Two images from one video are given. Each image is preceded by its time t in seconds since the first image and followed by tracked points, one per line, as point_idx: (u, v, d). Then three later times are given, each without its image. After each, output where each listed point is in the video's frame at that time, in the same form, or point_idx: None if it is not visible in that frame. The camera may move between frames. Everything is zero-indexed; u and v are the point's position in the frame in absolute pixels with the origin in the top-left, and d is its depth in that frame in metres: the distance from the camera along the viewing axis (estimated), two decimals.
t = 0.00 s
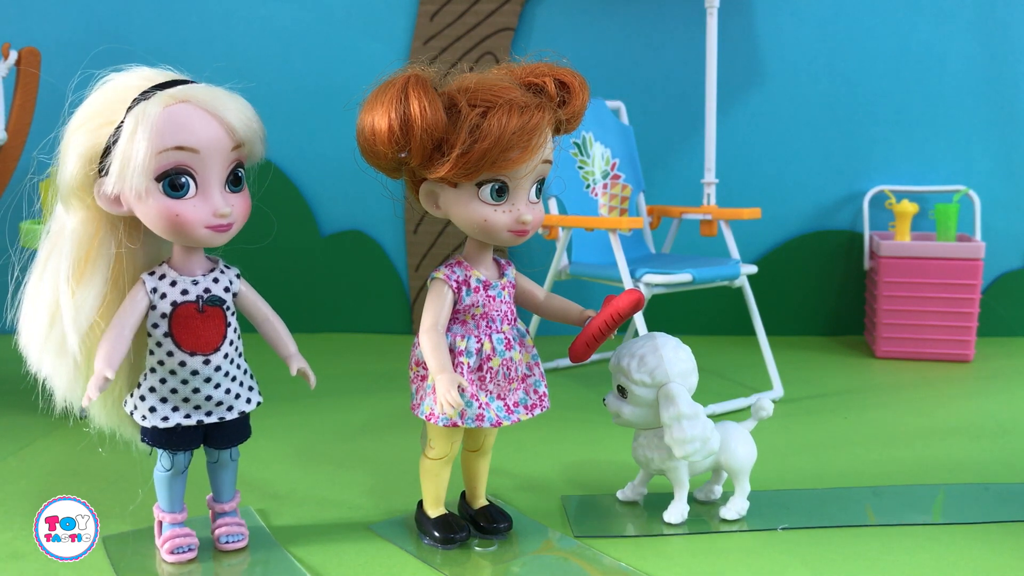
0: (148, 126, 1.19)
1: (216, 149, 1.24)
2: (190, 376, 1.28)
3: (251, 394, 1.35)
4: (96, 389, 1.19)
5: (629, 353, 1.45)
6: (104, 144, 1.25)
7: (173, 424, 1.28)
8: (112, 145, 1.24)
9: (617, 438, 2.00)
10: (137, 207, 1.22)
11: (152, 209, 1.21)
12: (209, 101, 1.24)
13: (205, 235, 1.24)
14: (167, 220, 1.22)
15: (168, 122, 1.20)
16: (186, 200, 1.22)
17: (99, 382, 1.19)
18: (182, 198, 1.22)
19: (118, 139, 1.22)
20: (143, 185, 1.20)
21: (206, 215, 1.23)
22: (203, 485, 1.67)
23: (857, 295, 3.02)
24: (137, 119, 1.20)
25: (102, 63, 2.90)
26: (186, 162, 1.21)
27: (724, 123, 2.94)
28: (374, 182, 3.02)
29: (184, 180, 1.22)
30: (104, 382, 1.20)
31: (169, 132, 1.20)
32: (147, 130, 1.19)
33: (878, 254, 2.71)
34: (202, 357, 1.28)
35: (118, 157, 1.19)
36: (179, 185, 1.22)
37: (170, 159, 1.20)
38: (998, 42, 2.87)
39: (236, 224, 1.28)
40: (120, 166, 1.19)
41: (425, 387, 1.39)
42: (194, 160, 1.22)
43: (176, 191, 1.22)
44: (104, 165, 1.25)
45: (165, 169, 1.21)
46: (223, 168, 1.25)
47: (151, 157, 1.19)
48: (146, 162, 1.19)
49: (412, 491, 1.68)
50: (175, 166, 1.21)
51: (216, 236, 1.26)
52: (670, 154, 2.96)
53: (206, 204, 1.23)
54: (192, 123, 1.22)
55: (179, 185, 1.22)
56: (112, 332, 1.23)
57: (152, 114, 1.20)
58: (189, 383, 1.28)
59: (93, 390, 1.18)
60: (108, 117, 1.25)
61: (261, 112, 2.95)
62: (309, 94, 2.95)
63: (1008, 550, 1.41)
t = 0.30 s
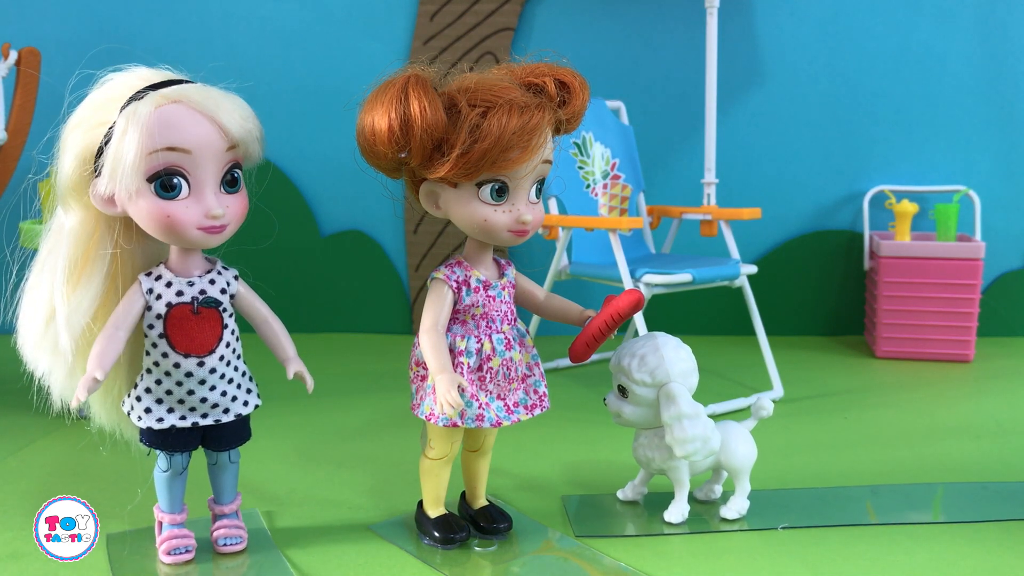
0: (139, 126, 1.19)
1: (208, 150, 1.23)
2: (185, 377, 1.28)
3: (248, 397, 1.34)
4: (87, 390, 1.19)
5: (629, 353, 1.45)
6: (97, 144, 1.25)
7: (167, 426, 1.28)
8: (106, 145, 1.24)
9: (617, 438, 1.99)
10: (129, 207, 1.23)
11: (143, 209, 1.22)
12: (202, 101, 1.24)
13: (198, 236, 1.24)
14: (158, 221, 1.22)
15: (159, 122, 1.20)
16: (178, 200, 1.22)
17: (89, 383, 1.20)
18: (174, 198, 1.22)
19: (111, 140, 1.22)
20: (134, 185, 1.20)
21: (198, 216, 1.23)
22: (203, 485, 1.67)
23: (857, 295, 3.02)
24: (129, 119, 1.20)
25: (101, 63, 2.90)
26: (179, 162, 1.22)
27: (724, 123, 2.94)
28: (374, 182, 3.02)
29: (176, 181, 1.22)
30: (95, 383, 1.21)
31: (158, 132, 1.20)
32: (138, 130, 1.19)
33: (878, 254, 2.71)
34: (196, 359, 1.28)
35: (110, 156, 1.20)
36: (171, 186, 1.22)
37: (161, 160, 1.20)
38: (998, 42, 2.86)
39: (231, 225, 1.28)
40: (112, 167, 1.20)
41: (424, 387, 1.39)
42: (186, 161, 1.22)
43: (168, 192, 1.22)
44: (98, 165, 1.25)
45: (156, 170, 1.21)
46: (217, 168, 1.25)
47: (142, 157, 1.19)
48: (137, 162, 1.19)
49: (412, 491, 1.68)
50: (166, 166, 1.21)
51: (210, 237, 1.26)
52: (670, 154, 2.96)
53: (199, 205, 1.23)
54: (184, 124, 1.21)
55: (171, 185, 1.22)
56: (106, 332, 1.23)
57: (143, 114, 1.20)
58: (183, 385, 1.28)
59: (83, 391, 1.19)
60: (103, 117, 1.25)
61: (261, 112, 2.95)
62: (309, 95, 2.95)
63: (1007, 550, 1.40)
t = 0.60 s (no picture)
0: (141, 126, 1.19)
1: (210, 149, 1.23)
2: (185, 377, 1.28)
3: (247, 396, 1.34)
4: (88, 389, 1.20)
5: (627, 349, 1.45)
6: (98, 144, 1.25)
7: (167, 425, 1.28)
8: (106, 144, 1.24)
9: (616, 438, 1.99)
10: (130, 207, 1.22)
11: (144, 209, 1.21)
12: (204, 101, 1.24)
13: (199, 236, 1.24)
14: (160, 220, 1.22)
15: (161, 122, 1.20)
16: (180, 200, 1.22)
17: (91, 383, 1.20)
18: (175, 198, 1.22)
19: (112, 139, 1.22)
20: (135, 185, 1.20)
21: (200, 215, 1.23)
22: (203, 485, 1.67)
23: (857, 295, 3.02)
24: (130, 119, 1.20)
25: (101, 63, 2.90)
26: (180, 162, 1.22)
27: (724, 123, 2.94)
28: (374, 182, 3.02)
29: (178, 180, 1.22)
30: (97, 382, 1.21)
31: (160, 132, 1.20)
32: (139, 130, 1.19)
33: (878, 253, 2.71)
34: (197, 358, 1.28)
35: (111, 156, 1.20)
36: (173, 185, 1.22)
37: (163, 160, 1.20)
38: (998, 41, 2.86)
39: (231, 225, 1.28)
40: (114, 166, 1.20)
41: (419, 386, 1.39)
42: (187, 161, 1.22)
43: (169, 192, 1.22)
44: (99, 165, 1.25)
45: (158, 170, 1.21)
46: (217, 168, 1.25)
47: (143, 157, 1.19)
48: (139, 162, 1.19)
49: (411, 491, 1.68)
50: (168, 166, 1.21)
51: (211, 237, 1.26)
52: (670, 154, 2.96)
53: (200, 204, 1.23)
54: (186, 123, 1.22)
55: (172, 185, 1.22)
56: (106, 332, 1.23)
57: (145, 114, 1.20)
58: (184, 383, 1.28)
59: (85, 390, 1.20)
60: (104, 117, 1.25)
61: (261, 112, 2.95)
62: (308, 95, 2.95)
63: (1009, 549, 1.40)
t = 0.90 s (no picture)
0: (140, 126, 1.19)
1: (210, 149, 1.23)
2: (185, 377, 1.28)
3: (247, 396, 1.34)
4: (88, 389, 1.20)
5: (631, 352, 1.45)
6: (98, 144, 1.25)
7: (167, 425, 1.28)
8: (107, 144, 1.24)
9: (617, 438, 1.99)
10: (131, 207, 1.22)
11: (145, 209, 1.21)
12: (203, 101, 1.24)
13: (199, 236, 1.24)
14: (160, 220, 1.22)
15: (160, 122, 1.20)
16: (180, 200, 1.22)
17: (90, 382, 1.20)
18: (176, 198, 1.22)
19: (112, 139, 1.22)
20: (135, 184, 1.20)
21: (199, 215, 1.23)
22: (203, 485, 1.67)
23: (857, 295, 3.02)
24: (130, 119, 1.20)
25: (101, 63, 2.90)
26: (180, 162, 1.22)
27: (724, 123, 2.94)
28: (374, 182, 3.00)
29: (178, 180, 1.22)
30: (96, 382, 1.21)
31: (160, 132, 1.20)
32: (139, 130, 1.19)
33: (878, 254, 2.71)
34: (197, 358, 1.28)
35: (112, 156, 1.20)
36: (172, 185, 1.22)
37: (163, 160, 1.21)
38: (998, 41, 2.86)
39: (231, 224, 1.28)
40: (114, 166, 1.20)
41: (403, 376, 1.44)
42: (187, 161, 1.22)
43: (169, 192, 1.22)
44: (99, 165, 1.25)
45: (157, 170, 1.21)
46: (218, 168, 1.25)
47: (143, 157, 1.19)
48: (138, 162, 1.19)
49: (411, 491, 1.68)
50: (168, 166, 1.21)
51: (211, 237, 1.26)
52: (670, 154, 2.96)
53: (201, 204, 1.23)
54: (186, 123, 1.22)
55: (172, 185, 1.22)
56: (106, 331, 1.23)
57: (145, 114, 1.20)
58: (183, 383, 1.28)
59: (84, 390, 1.20)
60: (104, 117, 1.25)
61: (261, 112, 2.95)
62: (308, 95, 2.95)
63: (1009, 549, 1.40)
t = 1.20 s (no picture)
0: (139, 126, 1.19)
1: (209, 149, 1.24)
2: (185, 377, 1.28)
3: (247, 396, 1.34)
4: (88, 389, 1.20)
5: (633, 350, 1.45)
6: (97, 144, 1.25)
7: (167, 425, 1.28)
8: (106, 145, 1.24)
9: (616, 438, 1.99)
10: (130, 206, 1.22)
11: (144, 209, 1.22)
12: (203, 101, 1.24)
13: (199, 236, 1.24)
14: (159, 220, 1.22)
15: (160, 122, 1.20)
16: (179, 200, 1.22)
17: (90, 382, 1.20)
18: (175, 198, 1.22)
19: (111, 139, 1.22)
20: (134, 184, 1.20)
21: (199, 215, 1.23)
22: (203, 485, 1.67)
23: (856, 295, 3.02)
24: (130, 119, 1.20)
25: (100, 63, 2.90)
26: (179, 162, 1.22)
27: (724, 122, 2.94)
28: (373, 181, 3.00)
29: (177, 180, 1.22)
30: (96, 382, 1.21)
31: (160, 132, 1.20)
32: (138, 129, 1.19)
33: (878, 253, 2.71)
34: (196, 359, 1.28)
35: (111, 156, 1.20)
36: (172, 185, 1.22)
37: (162, 159, 1.21)
38: (998, 41, 2.86)
39: (231, 224, 1.28)
40: (113, 166, 1.20)
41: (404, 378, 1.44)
42: (187, 161, 1.22)
43: (169, 192, 1.22)
44: (98, 165, 1.25)
45: (156, 170, 1.21)
46: (217, 169, 1.25)
47: (142, 157, 1.19)
48: (138, 162, 1.19)
49: (411, 491, 1.68)
50: (167, 166, 1.21)
51: (210, 237, 1.26)
52: (670, 154, 2.96)
53: (200, 204, 1.23)
54: (185, 123, 1.22)
55: (172, 185, 1.22)
56: (106, 332, 1.23)
57: (144, 114, 1.20)
58: (183, 384, 1.28)
59: (83, 390, 1.20)
60: (104, 117, 1.25)
61: (261, 111, 2.95)
62: (308, 95, 2.95)
63: (1009, 549, 1.40)
